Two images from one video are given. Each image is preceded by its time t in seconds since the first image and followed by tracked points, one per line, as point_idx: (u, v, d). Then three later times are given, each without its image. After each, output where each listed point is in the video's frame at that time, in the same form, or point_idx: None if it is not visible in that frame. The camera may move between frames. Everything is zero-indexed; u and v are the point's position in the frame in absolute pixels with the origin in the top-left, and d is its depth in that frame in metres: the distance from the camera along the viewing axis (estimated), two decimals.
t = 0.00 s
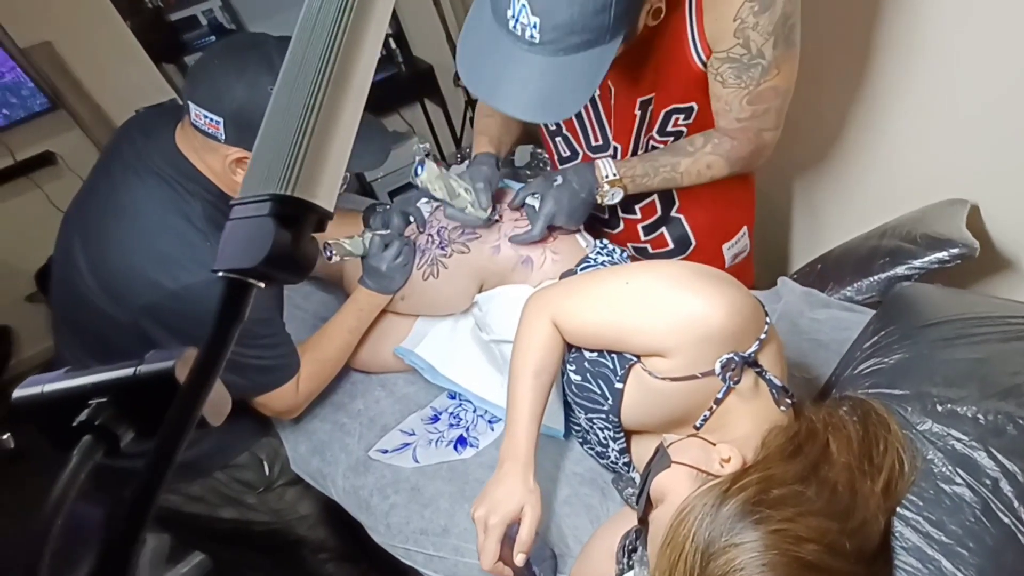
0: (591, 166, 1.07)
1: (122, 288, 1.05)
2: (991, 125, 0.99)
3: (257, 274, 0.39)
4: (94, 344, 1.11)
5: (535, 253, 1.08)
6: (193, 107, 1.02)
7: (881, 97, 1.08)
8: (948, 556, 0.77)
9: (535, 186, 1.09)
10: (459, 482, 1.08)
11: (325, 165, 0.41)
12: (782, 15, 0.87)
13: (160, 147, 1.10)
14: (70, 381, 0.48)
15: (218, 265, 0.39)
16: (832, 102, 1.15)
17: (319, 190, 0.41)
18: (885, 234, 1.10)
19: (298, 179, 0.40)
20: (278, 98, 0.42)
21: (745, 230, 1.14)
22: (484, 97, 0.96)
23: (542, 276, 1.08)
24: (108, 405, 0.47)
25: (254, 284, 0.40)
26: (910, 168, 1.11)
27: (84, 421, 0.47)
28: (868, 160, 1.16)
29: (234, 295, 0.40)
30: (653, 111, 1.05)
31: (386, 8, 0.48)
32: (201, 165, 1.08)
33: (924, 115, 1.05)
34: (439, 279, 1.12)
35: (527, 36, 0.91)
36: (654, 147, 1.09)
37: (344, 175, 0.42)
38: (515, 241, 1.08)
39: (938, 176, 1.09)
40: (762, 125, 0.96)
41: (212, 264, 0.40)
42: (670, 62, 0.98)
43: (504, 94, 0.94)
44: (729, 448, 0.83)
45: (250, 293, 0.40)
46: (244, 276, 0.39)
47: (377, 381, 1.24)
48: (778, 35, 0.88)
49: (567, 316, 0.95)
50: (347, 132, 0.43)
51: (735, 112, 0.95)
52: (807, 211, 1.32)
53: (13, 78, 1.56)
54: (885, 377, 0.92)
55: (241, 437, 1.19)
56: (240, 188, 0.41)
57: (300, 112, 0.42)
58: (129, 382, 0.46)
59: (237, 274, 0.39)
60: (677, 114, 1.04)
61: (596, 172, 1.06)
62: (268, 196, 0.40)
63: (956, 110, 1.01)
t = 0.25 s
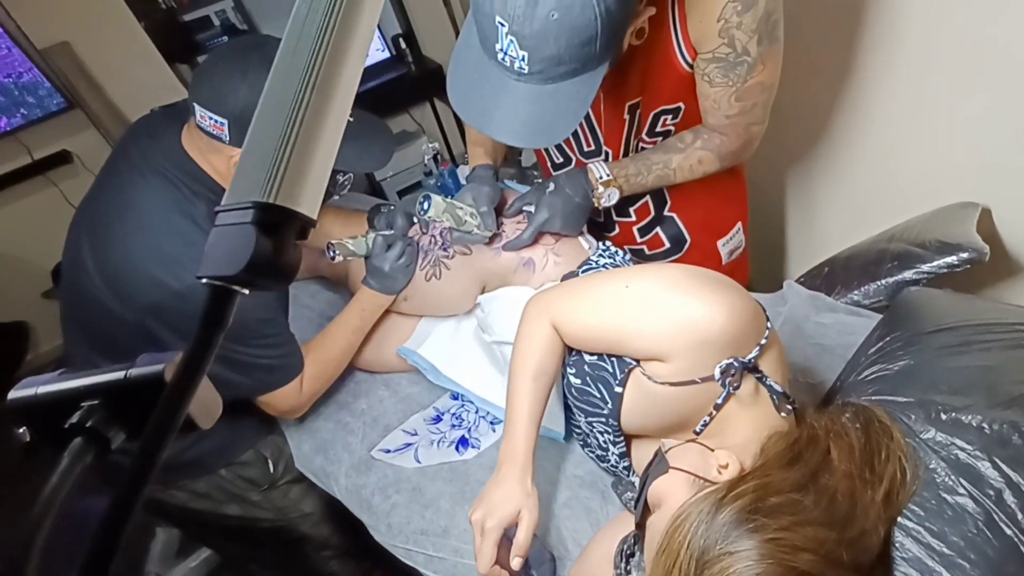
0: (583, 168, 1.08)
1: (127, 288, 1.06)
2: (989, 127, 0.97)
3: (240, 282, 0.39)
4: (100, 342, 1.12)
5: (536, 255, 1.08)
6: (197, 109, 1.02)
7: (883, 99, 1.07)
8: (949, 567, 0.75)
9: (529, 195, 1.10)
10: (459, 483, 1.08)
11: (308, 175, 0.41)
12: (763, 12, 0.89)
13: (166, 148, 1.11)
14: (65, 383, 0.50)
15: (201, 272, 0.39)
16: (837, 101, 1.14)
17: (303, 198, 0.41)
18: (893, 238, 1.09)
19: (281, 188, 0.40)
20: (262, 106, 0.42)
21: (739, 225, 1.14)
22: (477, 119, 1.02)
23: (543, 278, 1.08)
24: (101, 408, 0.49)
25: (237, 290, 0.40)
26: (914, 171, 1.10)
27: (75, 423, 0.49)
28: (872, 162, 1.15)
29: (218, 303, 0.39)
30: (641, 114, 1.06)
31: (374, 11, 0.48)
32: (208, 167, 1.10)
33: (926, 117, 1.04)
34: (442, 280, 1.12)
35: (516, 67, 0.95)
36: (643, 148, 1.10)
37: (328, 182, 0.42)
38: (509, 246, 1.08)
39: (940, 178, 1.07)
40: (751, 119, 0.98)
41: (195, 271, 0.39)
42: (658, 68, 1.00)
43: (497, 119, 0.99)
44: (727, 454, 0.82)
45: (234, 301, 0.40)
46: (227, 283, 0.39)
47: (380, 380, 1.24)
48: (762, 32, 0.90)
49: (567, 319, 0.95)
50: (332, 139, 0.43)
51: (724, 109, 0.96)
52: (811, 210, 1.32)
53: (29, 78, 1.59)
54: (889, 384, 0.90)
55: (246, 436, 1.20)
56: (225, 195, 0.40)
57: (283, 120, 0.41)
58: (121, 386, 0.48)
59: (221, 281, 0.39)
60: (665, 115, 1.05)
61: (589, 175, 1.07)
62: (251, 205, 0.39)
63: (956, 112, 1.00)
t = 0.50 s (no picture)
0: (586, 171, 1.08)
1: (133, 286, 1.07)
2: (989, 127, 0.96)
3: (229, 284, 0.39)
4: (107, 340, 1.13)
5: (539, 257, 1.07)
6: (202, 109, 1.03)
7: (882, 100, 1.06)
8: None
9: (532, 198, 1.10)
10: (461, 483, 1.08)
11: (298, 177, 0.42)
12: (760, 12, 0.90)
13: (174, 148, 1.12)
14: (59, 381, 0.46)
15: (191, 275, 0.39)
16: (835, 103, 1.14)
17: (294, 201, 0.41)
18: (900, 241, 1.07)
19: (271, 191, 0.40)
20: (254, 110, 0.43)
21: (739, 226, 1.14)
22: (478, 134, 1.05)
23: (546, 280, 1.08)
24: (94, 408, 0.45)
25: (227, 294, 0.40)
26: (914, 172, 1.09)
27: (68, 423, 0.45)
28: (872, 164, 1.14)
29: (209, 306, 0.39)
30: (642, 116, 1.08)
31: (364, 19, 0.49)
32: (213, 166, 1.11)
33: (926, 118, 1.03)
34: (445, 280, 1.12)
35: (517, 83, 0.97)
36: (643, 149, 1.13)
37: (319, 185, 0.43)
38: (511, 247, 1.08)
39: (938, 180, 1.07)
40: (751, 117, 1.00)
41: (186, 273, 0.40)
42: (656, 72, 1.02)
43: (498, 134, 1.02)
44: (726, 459, 0.82)
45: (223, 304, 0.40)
46: (217, 286, 0.39)
47: (384, 379, 1.24)
48: (759, 31, 0.91)
49: (567, 320, 0.94)
50: (322, 142, 0.43)
51: (724, 108, 0.99)
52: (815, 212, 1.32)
53: (44, 78, 1.56)
54: (891, 389, 0.89)
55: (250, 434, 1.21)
56: (217, 197, 0.40)
57: (274, 123, 0.42)
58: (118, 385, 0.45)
59: (212, 284, 0.38)
60: (665, 116, 1.08)
61: (592, 178, 1.08)
62: (240, 208, 0.40)
63: (955, 113, 0.99)
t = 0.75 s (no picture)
0: (587, 173, 1.08)
1: (137, 284, 1.08)
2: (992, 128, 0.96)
3: (211, 287, 0.39)
4: (111, 337, 1.14)
5: (539, 258, 1.07)
6: (205, 109, 1.04)
7: (891, 99, 1.07)
8: None
9: (534, 201, 1.10)
10: (460, 482, 1.08)
11: (279, 185, 0.42)
12: (760, 11, 0.90)
13: (178, 148, 1.13)
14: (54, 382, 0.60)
15: (176, 276, 0.39)
16: (846, 101, 1.15)
17: (275, 208, 0.41)
18: (904, 243, 1.06)
19: (254, 195, 0.40)
20: (236, 118, 0.43)
21: (740, 225, 1.15)
22: (481, 138, 1.05)
23: (546, 280, 1.07)
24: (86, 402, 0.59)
25: (210, 296, 0.40)
26: (921, 173, 1.10)
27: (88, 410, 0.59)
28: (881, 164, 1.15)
29: (193, 309, 0.40)
30: (642, 117, 1.08)
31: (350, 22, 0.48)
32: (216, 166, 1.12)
33: (933, 118, 1.04)
34: (445, 280, 1.13)
35: (521, 88, 0.97)
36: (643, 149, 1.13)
37: (301, 193, 0.43)
38: (513, 249, 1.08)
39: (948, 177, 1.06)
40: (752, 116, 1.00)
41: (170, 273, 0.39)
42: (657, 73, 1.02)
43: (501, 138, 1.02)
44: (722, 463, 0.81)
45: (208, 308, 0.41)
46: (199, 288, 0.39)
47: (386, 378, 1.25)
48: (759, 30, 0.91)
49: (566, 321, 0.94)
50: (304, 149, 0.43)
51: (726, 108, 0.99)
52: (822, 213, 1.32)
53: (57, 77, 1.58)
54: (892, 395, 0.89)
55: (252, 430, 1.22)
56: (200, 202, 0.40)
57: (256, 132, 0.42)
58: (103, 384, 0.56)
59: (194, 286, 0.39)
60: (665, 117, 1.08)
61: (592, 180, 1.07)
62: (225, 211, 0.39)
63: (961, 113, 0.99)
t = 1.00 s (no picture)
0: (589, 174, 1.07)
1: (143, 282, 1.09)
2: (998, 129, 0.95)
3: (202, 287, 0.39)
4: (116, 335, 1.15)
5: (541, 258, 1.07)
6: (209, 110, 1.04)
7: (899, 100, 1.07)
8: None
9: (536, 201, 1.09)
10: (461, 481, 1.09)
11: (271, 184, 0.41)
12: (764, 9, 0.90)
13: (184, 147, 1.14)
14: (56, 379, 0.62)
15: (167, 277, 0.39)
16: (852, 103, 1.15)
17: (266, 209, 0.41)
18: (911, 245, 1.05)
19: (244, 196, 0.40)
20: (229, 117, 0.43)
21: (742, 224, 1.16)
22: (486, 138, 1.03)
23: (548, 280, 1.07)
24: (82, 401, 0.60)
25: (202, 296, 0.40)
26: (925, 176, 1.09)
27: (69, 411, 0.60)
28: (887, 166, 1.14)
29: (185, 308, 0.40)
30: (645, 117, 1.08)
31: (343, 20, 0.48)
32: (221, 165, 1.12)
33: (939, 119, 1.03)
34: (447, 279, 1.13)
35: (527, 90, 0.96)
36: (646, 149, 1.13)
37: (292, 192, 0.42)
38: (515, 250, 1.07)
39: (955, 178, 1.04)
40: (755, 116, 1.00)
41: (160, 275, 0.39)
42: (661, 73, 1.02)
43: (506, 138, 1.01)
44: (720, 465, 0.81)
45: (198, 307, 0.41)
46: (191, 288, 0.39)
47: (389, 376, 1.25)
48: (763, 28, 0.91)
49: (566, 322, 0.93)
50: (297, 148, 0.43)
51: (730, 108, 0.99)
52: (827, 214, 1.31)
53: (70, 76, 1.61)
54: (893, 399, 0.87)
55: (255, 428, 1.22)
56: (193, 203, 0.40)
57: (248, 130, 0.42)
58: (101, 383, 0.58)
59: (188, 286, 0.39)
60: (667, 117, 1.08)
61: (595, 181, 1.07)
62: (216, 212, 0.39)
63: (967, 114, 0.99)
